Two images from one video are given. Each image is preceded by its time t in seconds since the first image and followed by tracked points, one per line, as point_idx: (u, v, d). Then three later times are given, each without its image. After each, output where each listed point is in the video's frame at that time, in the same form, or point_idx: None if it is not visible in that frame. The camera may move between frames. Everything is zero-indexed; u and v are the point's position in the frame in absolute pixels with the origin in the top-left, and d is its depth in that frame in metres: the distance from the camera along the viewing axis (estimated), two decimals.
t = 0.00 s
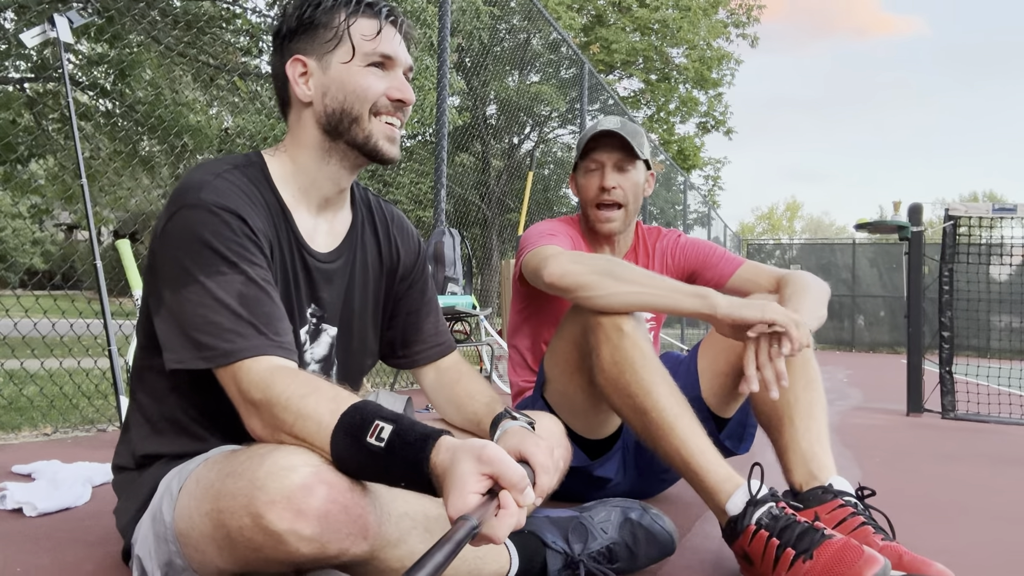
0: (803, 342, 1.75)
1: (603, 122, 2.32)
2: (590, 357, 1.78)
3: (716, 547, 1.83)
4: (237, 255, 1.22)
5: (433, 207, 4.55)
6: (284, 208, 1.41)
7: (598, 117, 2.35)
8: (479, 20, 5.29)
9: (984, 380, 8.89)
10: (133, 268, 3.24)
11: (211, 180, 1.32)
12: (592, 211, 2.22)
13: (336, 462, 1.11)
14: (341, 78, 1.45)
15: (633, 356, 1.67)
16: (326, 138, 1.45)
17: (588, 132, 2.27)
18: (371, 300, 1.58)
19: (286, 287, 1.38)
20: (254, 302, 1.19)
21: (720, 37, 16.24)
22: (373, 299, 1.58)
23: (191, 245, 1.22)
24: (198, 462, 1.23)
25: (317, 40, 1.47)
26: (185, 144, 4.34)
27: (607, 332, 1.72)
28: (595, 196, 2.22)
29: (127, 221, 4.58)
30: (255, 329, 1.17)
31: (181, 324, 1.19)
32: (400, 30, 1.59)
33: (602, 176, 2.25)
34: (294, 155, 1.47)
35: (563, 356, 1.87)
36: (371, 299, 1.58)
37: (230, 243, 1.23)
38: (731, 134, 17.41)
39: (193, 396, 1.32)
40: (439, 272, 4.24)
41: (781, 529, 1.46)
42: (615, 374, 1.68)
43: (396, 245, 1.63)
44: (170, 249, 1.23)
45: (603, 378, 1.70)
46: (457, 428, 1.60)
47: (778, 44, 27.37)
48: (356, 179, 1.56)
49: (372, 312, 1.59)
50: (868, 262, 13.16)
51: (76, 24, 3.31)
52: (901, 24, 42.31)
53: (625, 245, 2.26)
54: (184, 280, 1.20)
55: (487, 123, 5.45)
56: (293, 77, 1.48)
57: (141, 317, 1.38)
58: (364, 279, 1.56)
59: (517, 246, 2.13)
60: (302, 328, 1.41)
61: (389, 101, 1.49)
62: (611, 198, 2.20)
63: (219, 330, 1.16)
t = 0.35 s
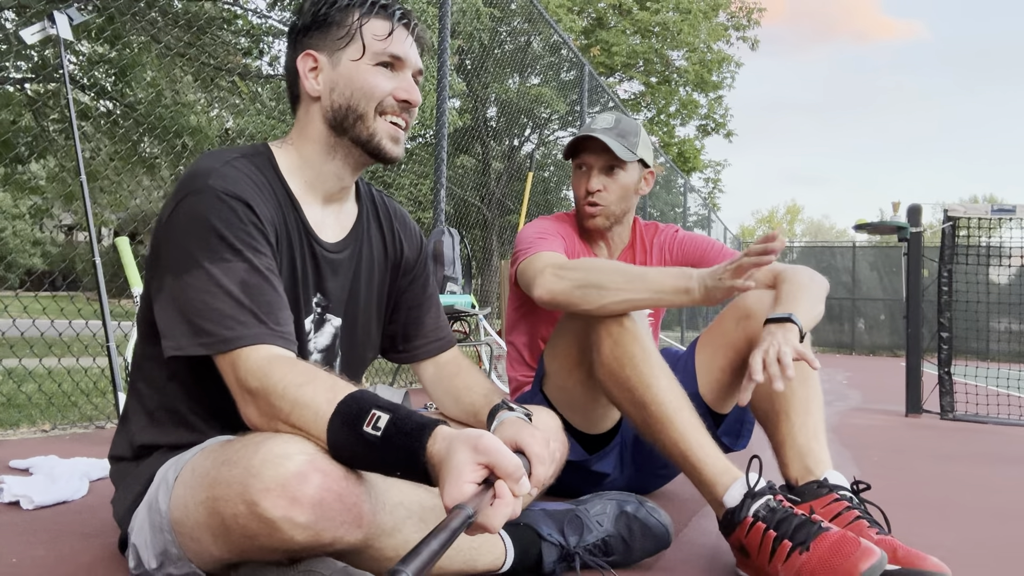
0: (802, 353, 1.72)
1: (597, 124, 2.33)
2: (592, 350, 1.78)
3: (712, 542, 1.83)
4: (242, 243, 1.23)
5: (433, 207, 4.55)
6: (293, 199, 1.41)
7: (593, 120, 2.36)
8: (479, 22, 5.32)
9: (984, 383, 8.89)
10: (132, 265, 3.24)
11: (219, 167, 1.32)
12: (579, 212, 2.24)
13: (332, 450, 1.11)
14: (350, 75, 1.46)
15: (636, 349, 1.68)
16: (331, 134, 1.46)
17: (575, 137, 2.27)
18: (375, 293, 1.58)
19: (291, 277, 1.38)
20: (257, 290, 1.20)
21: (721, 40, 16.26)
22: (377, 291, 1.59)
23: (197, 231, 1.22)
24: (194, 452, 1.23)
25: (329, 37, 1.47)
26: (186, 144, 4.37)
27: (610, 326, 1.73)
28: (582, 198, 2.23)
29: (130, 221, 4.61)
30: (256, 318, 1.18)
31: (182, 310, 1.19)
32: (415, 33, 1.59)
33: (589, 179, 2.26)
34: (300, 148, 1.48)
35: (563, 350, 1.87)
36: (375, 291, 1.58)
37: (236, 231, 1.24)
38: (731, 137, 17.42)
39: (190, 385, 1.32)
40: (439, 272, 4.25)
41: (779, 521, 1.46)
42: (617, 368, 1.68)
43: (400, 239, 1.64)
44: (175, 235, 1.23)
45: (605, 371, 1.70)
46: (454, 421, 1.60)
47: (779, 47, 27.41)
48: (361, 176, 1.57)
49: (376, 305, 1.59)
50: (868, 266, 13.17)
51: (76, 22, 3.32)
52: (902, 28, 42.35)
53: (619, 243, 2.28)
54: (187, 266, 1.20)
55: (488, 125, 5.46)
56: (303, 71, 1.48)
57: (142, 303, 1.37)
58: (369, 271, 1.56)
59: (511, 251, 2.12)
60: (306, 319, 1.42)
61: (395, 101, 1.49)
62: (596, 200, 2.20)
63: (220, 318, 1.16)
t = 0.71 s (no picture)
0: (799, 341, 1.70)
1: (596, 121, 2.32)
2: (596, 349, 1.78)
3: (713, 542, 1.83)
4: (248, 240, 1.23)
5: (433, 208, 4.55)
6: (300, 197, 1.41)
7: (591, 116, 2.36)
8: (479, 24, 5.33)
9: (984, 385, 8.88)
10: (133, 265, 3.24)
11: (227, 164, 1.32)
12: (579, 208, 2.24)
13: (334, 449, 1.11)
14: (353, 77, 1.46)
15: (640, 347, 1.68)
16: (334, 135, 1.46)
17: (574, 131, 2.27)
18: (381, 292, 1.58)
19: (297, 274, 1.38)
20: (262, 288, 1.20)
21: (720, 42, 16.26)
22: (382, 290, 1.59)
23: (202, 228, 1.22)
24: (196, 451, 1.23)
25: (337, 39, 1.48)
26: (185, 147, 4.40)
27: (614, 325, 1.73)
28: (581, 194, 2.23)
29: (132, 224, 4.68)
30: (260, 316, 1.18)
31: (187, 307, 1.19)
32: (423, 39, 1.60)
33: (588, 175, 2.26)
34: (305, 148, 1.48)
35: (566, 350, 1.86)
36: (381, 290, 1.58)
37: (242, 227, 1.24)
38: (731, 139, 17.42)
39: (193, 383, 1.32)
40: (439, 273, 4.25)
41: (780, 520, 1.46)
42: (620, 366, 1.68)
43: (405, 238, 1.64)
44: (181, 231, 1.23)
45: (608, 370, 1.70)
46: (456, 420, 1.61)
47: (779, 49, 27.42)
48: (367, 177, 1.57)
49: (381, 304, 1.59)
50: (868, 268, 13.17)
51: (76, 23, 3.33)
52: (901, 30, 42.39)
53: (618, 242, 2.28)
54: (192, 262, 1.20)
55: (488, 127, 5.46)
56: (309, 72, 1.49)
57: (147, 299, 1.38)
58: (375, 270, 1.56)
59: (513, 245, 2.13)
60: (313, 316, 1.42)
61: (398, 105, 1.49)
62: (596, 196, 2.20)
63: (224, 315, 1.17)
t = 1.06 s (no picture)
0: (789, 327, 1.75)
1: (604, 122, 2.32)
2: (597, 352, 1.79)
3: (717, 543, 1.83)
4: (252, 242, 1.23)
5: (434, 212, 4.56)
6: (301, 201, 1.41)
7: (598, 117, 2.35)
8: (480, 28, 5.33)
9: (986, 388, 8.87)
10: (135, 268, 3.24)
11: (231, 167, 1.33)
12: (589, 210, 2.24)
13: (339, 447, 1.11)
14: (354, 76, 1.46)
15: (642, 349, 1.68)
16: (336, 134, 1.46)
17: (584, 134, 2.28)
18: (380, 296, 1.58)
19: (298, 278, 1.39)
20: (266, 289, 1.20)
21: (720, 46, 16.27)
22: (382, 295, 1.59)
23: (208, 229, 1.22)
24: (200, 451, 1.23)
25: (337, 39, 1.49)
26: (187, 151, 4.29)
27: (615, 327, 1.73)
28: (591, 196, 2.23)
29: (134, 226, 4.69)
30: (264, 317, 1.18)
31: (191, 308, 1.19)
32: (425, 39, 1.60)
33: (598, 176, 2.25)
34: (307, 149, 1.49)
35: (568, 352, 1.87)
36: (380, 295, 1.58)
37: (246, 229, 1.24)
38: (731, 142, 17.44)
39: (196, 383, 1.32)
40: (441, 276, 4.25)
41: (785, 520, 1.46)
42: (622, 368, 1.68)
43: (405, 244, 1.64)
44: (187, 232, 1.23)
45: (610, 372, 1.70)
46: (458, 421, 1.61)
47: (778, 53, 27.45)
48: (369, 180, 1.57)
49: (381, 309, 1.59)
50: (868, 271, 13.16)
51: (80, 26, 3.33)
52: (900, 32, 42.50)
53: (625, 244, 2.28)
54: (197, 264, 1.20)
55: (489, 130, 5.47)
56: (311, 73, 1.50)
57: (150, 302, 1.38)
58: (376, 275, 1.56)
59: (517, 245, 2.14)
60: (312, 320, 1.42)
61: (399, 103, 1.48)
62: (606, 198, 2.20)
63: (228, 315, 1.17)
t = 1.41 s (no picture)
0: (769, 323, 1.78)
1: (601, 124, 2.31)
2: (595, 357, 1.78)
3: (717, 548, 1.82)
4: (248, 251, 1.23)
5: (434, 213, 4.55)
6: (295, 209, 1.41)
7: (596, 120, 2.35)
8: (480, 28, 5.32)
9: (988, 387, 8.86)
10: (135, 271, 3.24)
11: (226, 176, 1.32)
12: (587, 212, 2.22)
13: (337, 457, 1.11)
14: (347, 81, 1.46)
15: (640, 355, 1.67)
16: (331, 141, 1.45)
17: (582, 137, 2.28)
18: (375, 302, 1.57)
19: (293, 286, 1.38)
20: (262, 298, 1.20)
21: (721, 44, 16.25)
22: (377, 301, 1.58)
23: (203, 238, 1.22)
24: (198, 459, 1.23)
25: (329, 45, 1.48)
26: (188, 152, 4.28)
27: (612, 333, 1.73)
28: (590, 198, 2.22)
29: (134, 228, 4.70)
30: (260, 326, 1.17)
31: (187, 317, 1.18)
32: (419, 42, 1.59)
33: (597, 179, 2.25)
34: (302, 156, 1.48)
35: (566, 357, 1.86)
36: (375, 301, 1.58)
37: (242, 238, 1.24)
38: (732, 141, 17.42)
39: (195, 390, 1.32)
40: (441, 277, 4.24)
41: (786, 526, 1.46)
42: (619, 374, 1.68)
43: (400, 250, 1.64)
44: (182, 241, 1.23)
45: (607, 378, 1.70)
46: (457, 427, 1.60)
47: (779, 51, 27.41)
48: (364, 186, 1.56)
49: (375, 316, 1.59)
50: (870, 269, 13.15)
51: (79, 30, 3.33)
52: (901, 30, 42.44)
53: (623, 247, 2.27)
54: (193, 273, 1.20)
55: (490, 131, 5.46)
56: (304, 79, 1.50)
57: (146, 311, 1.37)
58: (370, 282, 1.56)
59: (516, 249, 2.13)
60: (307, 328, 1.41)
61: (393, 108, 1.48)
62: (605, 200, 2.19)
63: (224, 325, 1.16)
